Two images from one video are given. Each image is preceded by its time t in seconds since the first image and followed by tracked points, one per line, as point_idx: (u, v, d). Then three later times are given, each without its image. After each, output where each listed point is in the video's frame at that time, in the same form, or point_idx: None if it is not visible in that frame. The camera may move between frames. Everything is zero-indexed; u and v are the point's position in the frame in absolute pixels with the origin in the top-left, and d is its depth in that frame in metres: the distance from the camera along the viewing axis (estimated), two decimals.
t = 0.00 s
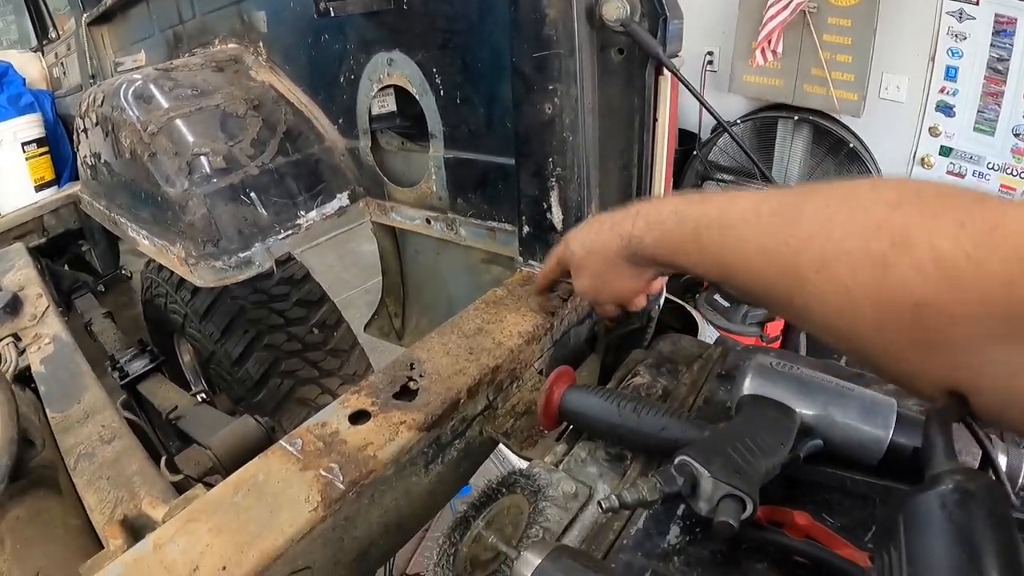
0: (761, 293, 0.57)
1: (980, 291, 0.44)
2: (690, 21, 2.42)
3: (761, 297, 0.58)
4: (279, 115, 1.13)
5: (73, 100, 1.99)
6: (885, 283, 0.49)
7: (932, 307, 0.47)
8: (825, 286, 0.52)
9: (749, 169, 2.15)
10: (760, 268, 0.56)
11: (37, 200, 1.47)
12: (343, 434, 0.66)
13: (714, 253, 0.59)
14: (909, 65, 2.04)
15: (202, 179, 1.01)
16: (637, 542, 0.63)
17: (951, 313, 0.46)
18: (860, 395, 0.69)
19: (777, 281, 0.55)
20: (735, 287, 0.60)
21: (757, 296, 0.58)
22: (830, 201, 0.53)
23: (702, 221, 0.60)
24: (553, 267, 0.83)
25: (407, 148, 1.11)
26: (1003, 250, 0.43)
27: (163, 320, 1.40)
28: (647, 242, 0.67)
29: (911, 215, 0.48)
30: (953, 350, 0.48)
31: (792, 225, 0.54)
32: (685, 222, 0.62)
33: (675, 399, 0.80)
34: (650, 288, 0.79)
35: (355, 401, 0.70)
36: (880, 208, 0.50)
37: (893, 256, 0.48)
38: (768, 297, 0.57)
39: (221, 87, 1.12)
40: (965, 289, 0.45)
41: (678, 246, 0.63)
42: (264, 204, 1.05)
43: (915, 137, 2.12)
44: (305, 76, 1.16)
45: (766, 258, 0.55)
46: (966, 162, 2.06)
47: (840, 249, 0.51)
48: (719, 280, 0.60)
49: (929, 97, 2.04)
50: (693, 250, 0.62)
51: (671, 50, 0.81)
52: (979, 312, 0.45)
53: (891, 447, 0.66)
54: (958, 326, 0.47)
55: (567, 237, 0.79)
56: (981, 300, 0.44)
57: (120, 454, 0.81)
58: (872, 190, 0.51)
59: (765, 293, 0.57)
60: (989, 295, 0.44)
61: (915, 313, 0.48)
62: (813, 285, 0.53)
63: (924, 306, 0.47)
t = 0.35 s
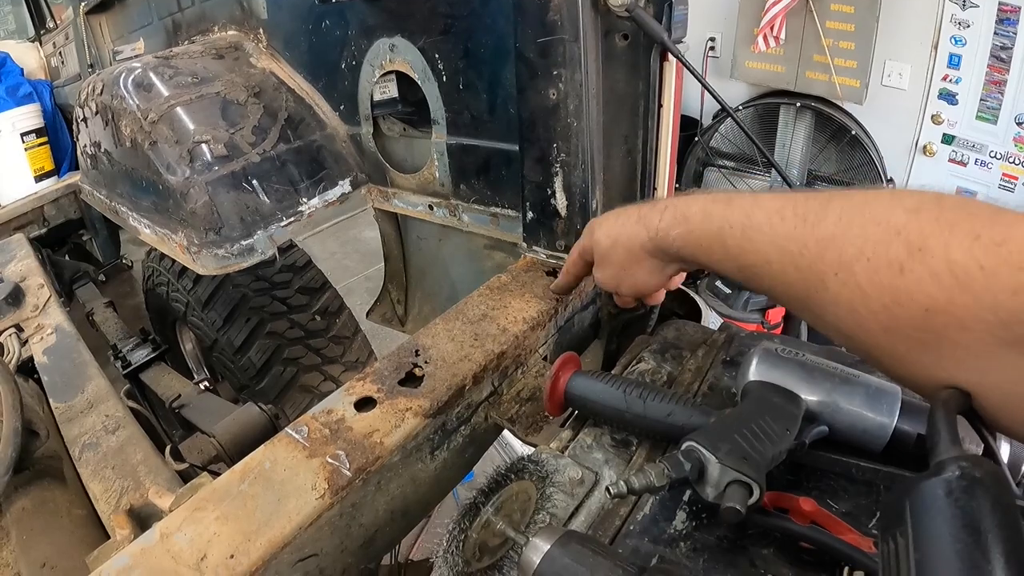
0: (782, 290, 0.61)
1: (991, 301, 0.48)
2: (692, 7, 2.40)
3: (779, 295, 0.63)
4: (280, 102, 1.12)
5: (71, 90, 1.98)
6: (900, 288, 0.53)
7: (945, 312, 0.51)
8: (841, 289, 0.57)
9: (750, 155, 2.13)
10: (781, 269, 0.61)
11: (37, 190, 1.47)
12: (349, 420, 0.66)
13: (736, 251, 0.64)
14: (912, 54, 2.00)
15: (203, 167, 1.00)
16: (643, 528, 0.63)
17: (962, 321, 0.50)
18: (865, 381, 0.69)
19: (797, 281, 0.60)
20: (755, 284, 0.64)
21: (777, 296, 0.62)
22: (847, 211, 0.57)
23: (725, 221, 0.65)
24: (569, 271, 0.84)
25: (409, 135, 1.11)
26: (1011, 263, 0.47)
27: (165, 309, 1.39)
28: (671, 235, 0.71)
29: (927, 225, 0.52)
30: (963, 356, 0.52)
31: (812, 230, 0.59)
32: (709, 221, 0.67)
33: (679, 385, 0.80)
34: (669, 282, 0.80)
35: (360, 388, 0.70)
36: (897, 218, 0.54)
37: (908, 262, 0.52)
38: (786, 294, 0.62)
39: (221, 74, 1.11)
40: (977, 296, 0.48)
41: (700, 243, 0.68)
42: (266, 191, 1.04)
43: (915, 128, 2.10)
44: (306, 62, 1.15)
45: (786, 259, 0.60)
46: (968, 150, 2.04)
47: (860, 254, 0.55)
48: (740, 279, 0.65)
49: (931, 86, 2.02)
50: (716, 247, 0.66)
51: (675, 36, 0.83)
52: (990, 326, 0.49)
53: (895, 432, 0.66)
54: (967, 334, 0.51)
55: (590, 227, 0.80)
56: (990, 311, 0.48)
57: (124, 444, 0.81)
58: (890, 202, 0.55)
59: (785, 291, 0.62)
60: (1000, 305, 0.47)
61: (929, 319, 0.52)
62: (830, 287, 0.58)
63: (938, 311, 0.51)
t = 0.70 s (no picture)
0: (783, 277, 0.61)
1: (992, 284, 0.47)
2: None
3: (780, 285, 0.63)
4: (279, 89, 1.12)
5: (69, 80, 1.97)
6: (902, 272, 0.53)
7: (945, 297, 0.50)
8: (843, 274, 0.57)
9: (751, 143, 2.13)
10: (784, 257, 0.61)
11: (36, 180, 1.46)
12: (350, 408, 0.66)
13: (741, 240, 0.65)
14: (915, 42, 1.96)
15: (203, 156, 1.00)
16: (644, 515, 0.63)
17: (962, 305, 0.50)
18: (866, 369, 0.69)
19: (798, 268, 0.60)
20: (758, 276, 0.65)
21: (778, 285, 0.63)
22: (854, 207, 0.58)
23: (730, 212, 0.66)
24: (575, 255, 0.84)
25: (409, 122, 1.10)
26: (1012, 250, 0.47)
27: (166, 299, 1.39)
28: (677, 230, 0.72)
29: (933, 217, 0.53)
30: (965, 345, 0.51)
31: (816, 220, 0.59)
32: (714, 214, 0.68)
33: (680, 372, 0.80)
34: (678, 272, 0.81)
35: (362, 375, 0.70)
36: (904, 210, 0.55)
37: (912, 248, 0.53)
38: (787, 286, 0.62)
39: (220, 63, 1.10)
40: (978, 280, 0.48)
41: (704, 235, 0.69)
42: (265, 179, 1.04)
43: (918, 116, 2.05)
44: (305, 50, 1.14)
45: (790, 248, 0.61)
46: (970, 140, 2.00)
47: (864, 241, 0.56)
48: (743, 270, 0.66)
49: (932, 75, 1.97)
50: (721, 239, 0.67)
51: (677, 23, 0.83)
52: (989, 312, 0.48)
53: (894, 421, 0.67)
54: (966, 320, 0.50)
55: (598, 218, 0.80)
56: (990, 296, 0.48)
57: (126, 433, 0.81)
58: (895, 199, 0.56)
59: (786, 279, 0.62)
60: (1000, 288, 0.47)
61: (930, 305, 0.52)
62: (832, 273, 0.58)
63: (939, 295, 0.51)
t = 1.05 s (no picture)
0: (783, 265, 0.61)
1: (990, 279, 0.48)
2: None
3: (777, 274, 0.63)
4: (278, 81, 1.11)
5: (67, 73, 1.96)
6: (901, 264, 0.53)
7: (943, 289, 0.51)
8: (842, 263, 0.57)
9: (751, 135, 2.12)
10: (784, 245, 0.61)
11: (35, 173, 1.46)
12: (350, 399, 0.66)
13: (742, 228, 0.65)
14: (916, 34, 1.93)
15: (201, 148, 1.00)
16: (643, 506, 0.63)
17: (959, 299, 0.50)
18: (866, 361, 0.69)
19: (798, 256, 0.60)
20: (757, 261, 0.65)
21: (776, 274, 0.63)
22: (855, 198, 0.58)
23: (732, 199, 0.66)
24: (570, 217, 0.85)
25: (408, 113, 1.10)
26: (1012, 245, 0.48)
27: (165, 291, 1.39)
28: (678, 216, 0.72)
29: (934, 210, 0.53)
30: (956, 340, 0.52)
31: (819, 209, 0.60)
32: (717, 202, 0.68)
33: (679, 363, 0.80)
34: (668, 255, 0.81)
35: (361, 366, 0.70)
36: (905, 202, 0.55)
37: (911, 240, 0.53)
38: (783, 273, 0.62)
39: (218, 54, 1.10)
40: (977, 275, 0.49)
41: (704, 221, 0.69)
42: (264, 170, 1.04)
43: (918, 107, 2.02)
44: (303, 41, 1.14)
45: (791, 235, 0.61)
46: (971, 133, 1.96)
47: (864, 231, 0.56)
48: (742, 258, 0.66)
49: (934, 67, 1.95)
50: (721, 226, 0.67)
51: (678, 13, 0.82)
52: (989, 305, 0.49)
53: (893, 414, 0.67)
54: (963, 314, 0.51)
55: (598, 185, 0.80)
56: (988, 290, 0.49)
57: (126, 426, 0.81)
58: (897, 190, 0.57)
59: (784, 267, 0.62)
60: (998, 284, 0.48)
61: (927, 296, 0.52)
62: (832, 262, 0.58)
63: (937, 287, 0.52)
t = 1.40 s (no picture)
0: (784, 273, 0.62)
1: (992, 281, 0.49)
2: None
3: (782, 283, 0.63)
4: (277, 74, 1.11)
5: (65, 67, 1.95)
6: (902, 267, 0.54)
7: (946, 291, 0.51)
8: (841, 269, 0.57)
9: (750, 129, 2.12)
10: (782, 252, 0.61)
11: (34, 168, 1.45)
12: (349, 393, 0.66)
13: (738, 236, 0.65)
14: (916, 30, 1.92)
15: (200, 142, 0.99)
16: (642, 499, 0.63)
17: (962, 300, 0.51)
18: (865, 354, 0.69)
19: (798, 263, 0.60)
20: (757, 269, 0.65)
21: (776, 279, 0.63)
22: (850, 198, 0.58)
23: (726, 207, 0.66)
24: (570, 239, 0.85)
25: (407, 106, 1.09)
26: (1013, 244, 0.48)
27: (164, 285, 1.39)
28: (672, 225, 0.72)
29: (931, 208, 0.53)
30: (963, 335, 0.52)
31: (814, 213, 0.60)
32: (710, 208, 0.68)
33: (678, 357, 0.80)
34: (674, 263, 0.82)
35: (360, 360, 0.70)
36: (901, 201, 0.55)
37: (911, 242, 0.53)
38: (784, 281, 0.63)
39: (216, 48, 1.09)
40: (979, 276, 0.49)
41: (699, 229, 0.69)
42: (263, 164, 1.03)
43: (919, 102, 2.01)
44: (302, 34, 1.13)
45: (788, 241, 0.61)
46: (970, 128, 1.96)
47: (862, 235, 0.56)
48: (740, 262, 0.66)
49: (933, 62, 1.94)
50: (717, 233, 0.67)
51: (678, 6, 0.82)
52: (993, 305, 0.49)
53: (892, 408, 0.67)
54: (967, 314, 0.51)
55: (591, 207, 0.79)
56: (991, 291, 0.49)
57: (125, 420, 0.81)
58: (892, 187, 0.56)
59: (783, 273, 0.62)
60: (1001, 285, 0.48)
61: (930, 298, 0.53)
62: (831, 268, 0.58)
63: (939, 290, 0.52)
